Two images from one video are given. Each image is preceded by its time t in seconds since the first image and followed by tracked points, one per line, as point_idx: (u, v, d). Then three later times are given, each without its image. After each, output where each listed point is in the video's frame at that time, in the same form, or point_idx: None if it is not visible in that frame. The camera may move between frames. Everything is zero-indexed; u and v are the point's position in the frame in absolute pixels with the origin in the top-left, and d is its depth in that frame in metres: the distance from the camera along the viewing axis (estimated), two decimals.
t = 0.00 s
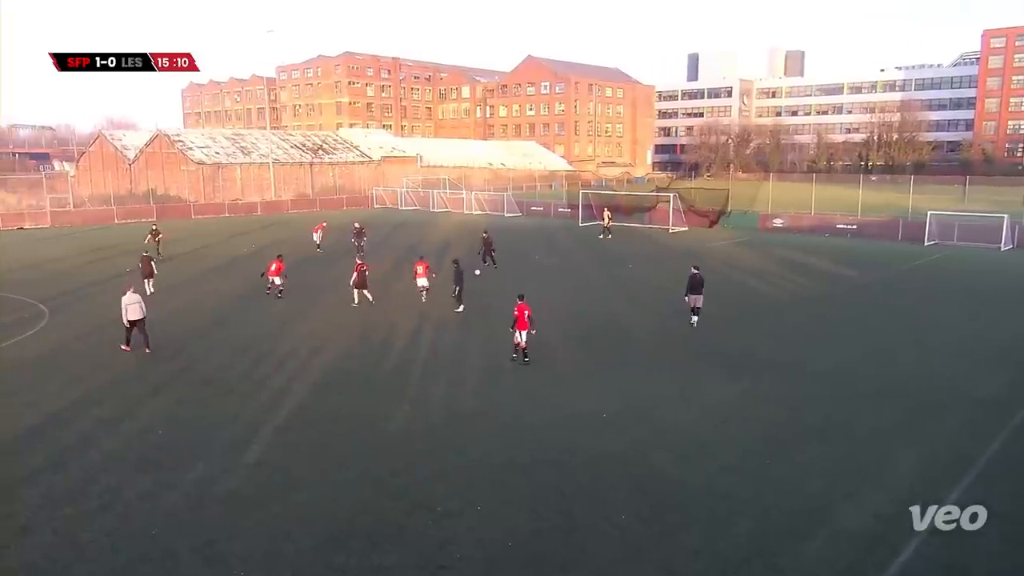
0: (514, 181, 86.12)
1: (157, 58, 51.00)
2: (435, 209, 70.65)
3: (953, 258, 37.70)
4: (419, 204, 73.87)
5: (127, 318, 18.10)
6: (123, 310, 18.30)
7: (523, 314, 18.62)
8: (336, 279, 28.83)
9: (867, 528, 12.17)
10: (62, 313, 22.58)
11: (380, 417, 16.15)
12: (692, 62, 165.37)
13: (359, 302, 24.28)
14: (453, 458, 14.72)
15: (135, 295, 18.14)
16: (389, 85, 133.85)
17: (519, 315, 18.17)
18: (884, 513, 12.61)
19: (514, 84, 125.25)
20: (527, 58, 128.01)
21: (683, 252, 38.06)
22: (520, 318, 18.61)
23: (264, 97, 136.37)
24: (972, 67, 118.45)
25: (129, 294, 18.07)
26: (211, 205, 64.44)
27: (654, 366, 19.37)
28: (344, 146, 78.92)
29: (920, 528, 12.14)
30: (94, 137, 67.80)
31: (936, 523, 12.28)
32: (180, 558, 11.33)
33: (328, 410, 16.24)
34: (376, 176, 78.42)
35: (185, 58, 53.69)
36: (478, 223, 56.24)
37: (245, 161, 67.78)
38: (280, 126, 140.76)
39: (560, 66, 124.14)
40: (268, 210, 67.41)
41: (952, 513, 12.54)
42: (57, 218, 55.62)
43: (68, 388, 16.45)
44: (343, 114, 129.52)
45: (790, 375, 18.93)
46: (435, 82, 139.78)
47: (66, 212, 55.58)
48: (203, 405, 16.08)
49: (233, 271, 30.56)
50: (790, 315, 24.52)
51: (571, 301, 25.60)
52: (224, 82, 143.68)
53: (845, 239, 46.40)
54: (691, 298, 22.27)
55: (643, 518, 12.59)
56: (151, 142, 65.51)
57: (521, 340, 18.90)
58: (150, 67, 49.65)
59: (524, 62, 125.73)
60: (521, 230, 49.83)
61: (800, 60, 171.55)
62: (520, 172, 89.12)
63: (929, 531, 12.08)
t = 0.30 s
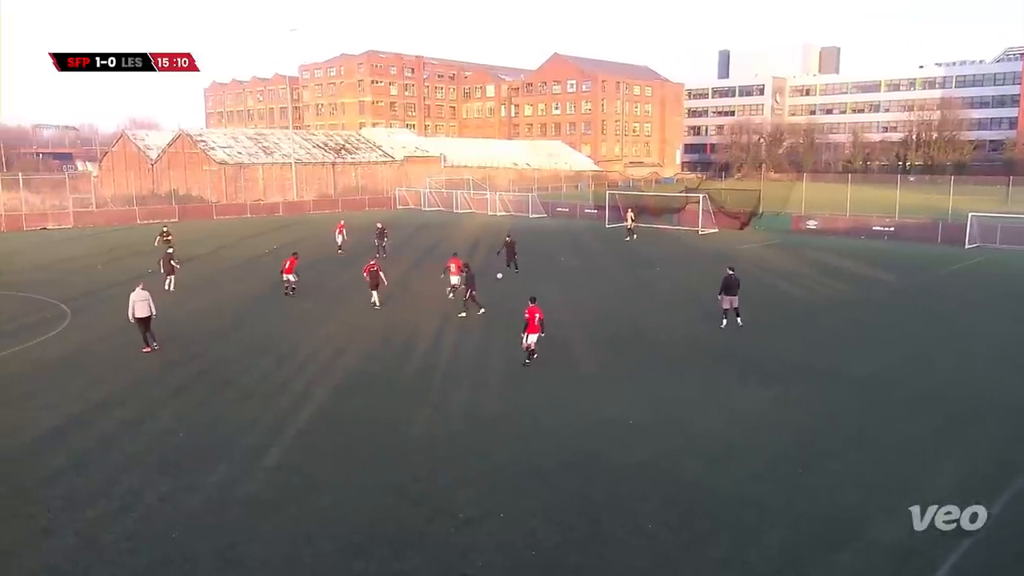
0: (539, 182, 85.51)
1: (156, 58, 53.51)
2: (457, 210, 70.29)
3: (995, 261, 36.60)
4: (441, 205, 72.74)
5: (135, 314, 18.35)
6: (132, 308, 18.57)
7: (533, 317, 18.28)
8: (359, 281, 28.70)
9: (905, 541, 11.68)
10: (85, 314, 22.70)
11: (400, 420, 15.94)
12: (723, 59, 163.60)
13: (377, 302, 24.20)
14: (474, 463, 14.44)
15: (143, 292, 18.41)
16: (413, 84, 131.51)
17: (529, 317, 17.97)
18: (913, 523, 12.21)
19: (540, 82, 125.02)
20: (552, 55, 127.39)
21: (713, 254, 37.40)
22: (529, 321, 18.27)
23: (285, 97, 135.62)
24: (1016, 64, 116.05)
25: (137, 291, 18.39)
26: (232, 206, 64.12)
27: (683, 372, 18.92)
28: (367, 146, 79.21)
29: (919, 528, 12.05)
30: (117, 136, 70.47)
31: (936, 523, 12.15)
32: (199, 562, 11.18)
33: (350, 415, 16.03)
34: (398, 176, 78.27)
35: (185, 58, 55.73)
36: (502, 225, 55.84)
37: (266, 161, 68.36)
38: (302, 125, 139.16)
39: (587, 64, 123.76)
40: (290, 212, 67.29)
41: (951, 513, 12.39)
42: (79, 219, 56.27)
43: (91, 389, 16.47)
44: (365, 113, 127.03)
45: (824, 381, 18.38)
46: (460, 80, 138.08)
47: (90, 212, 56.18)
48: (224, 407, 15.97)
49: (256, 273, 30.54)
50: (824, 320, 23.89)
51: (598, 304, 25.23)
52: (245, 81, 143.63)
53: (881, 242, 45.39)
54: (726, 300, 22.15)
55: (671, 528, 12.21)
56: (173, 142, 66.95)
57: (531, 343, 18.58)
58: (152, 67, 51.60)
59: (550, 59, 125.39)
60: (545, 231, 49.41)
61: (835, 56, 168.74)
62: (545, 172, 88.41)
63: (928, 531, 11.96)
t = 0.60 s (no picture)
0: (568, 182, 84.97)
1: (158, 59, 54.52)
2: (485, 211, 70.02)
3: None
4: (469, 206, 72.81)
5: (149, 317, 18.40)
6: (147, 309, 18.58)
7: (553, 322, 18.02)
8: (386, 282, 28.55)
9: (948, 559, 11.13)
10: (112, 315, 22.84)
11: (425, 424, 15.73)
12: (760, 56, 161.37)
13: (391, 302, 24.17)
14: (500, 470, 14.14)
15: (157, 295, 18.34)
16: (442, 83, 131.84)
17: (548, 321, 17.74)
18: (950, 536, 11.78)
19: (570, 80, 124.44)
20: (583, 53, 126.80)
21: (747, 257, 36.69)
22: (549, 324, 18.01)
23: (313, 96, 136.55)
24: None
25: (151, 294, 18.36)
26: (259, 206, 65.13)
27: (716, 378, 18.40)
28: (394, 146, 79.35)
29: (920, 528, 11.97)
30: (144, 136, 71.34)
31: (936, 523, 12.09)
32: (221, 566, 11.01)
33: (376, 419, 15.80)
34: (425, 176, 78.31)
35: (186, 59, 56.38)
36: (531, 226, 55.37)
37: (293, 161, 68.62)
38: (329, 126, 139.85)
39: (618, 62, 122.92)
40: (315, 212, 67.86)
41: (952, 513, 12.33)
42: (107, 220, 57.12)
43: (117, 389, 16.49)
44: (393, 112, 127.75)
45: (863, 390, 17.78)
46: (489, 79, 138.28)
47: (117, 213, 57.20)
48: (249, 409, 15.87)
49: (282, 274, 30.51)
50: (864, 326, 23.22)
51: (630, 308, 24.79)
52: (273, 81, 144.42)
53: (925, 245, 44.23)
54: (769, 304, 21.85)
55: (702, 540, 11.78)
56: (200, 142, 66.98)
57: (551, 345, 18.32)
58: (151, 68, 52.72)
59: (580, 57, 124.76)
60: (574, 233, 48.96)
61: (877, 52, 165.57)
62: (575, 172, 87.68)
63: (928, 531, 11.91)
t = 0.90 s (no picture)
0: (601, 183, 84.26)
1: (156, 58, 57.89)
2: (517, 212, 69.60)
3: None
4: (499, 207, 72.46)
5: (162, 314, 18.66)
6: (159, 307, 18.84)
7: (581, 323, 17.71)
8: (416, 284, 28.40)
9: None
10: (141, 315, 22.96)
11: (453, 427, 15.51)
12: (800, 53, 158.92)
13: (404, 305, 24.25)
14: (529, 476, 13.83)
15: (169, 292, 18.71)
16: (472, 82, 131.24)
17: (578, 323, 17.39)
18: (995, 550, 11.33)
19: (603, 79, 123.82)
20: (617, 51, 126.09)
21: (786, 261, 35.91)
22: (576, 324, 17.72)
23: (343, 95, 136.99)
24: None
25: (165, 291, 18.73)
26: (287, 207, 65.01)
27: (754, 386, 17.87)
28: (423, 146, 79.48)
29: (919, 528, 11.99)
30: (174, 137, 72.55)
31: (936, 523, 12.09)
32: (248, 570, 10.85)
33: (405, 425, 15.50)
34: (455, 176, 78.38)
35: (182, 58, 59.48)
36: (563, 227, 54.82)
37: (322, 161, 68.97)
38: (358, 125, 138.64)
39: (654, 60, 121.98)
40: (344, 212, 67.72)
41: (951, 513, 12.30)
42: (136, 220, 57.34)
43: (145, 390, 16.49)
44: (422, 111, 126.21)
45: (907, 400, 17.12)
46: (520, 77, 137.95)
47: (146, 213, 57.22)
48: (275, 411, 15.74)
49: (312, 275, 30.51)
50: (908, 332, 22.47)
51: (664, 312, 24.32)
52: (303, 79, 145.34)
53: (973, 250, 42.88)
54: (810, 307, 21.36)
55: (738, 552, 11.34)
56: (229, 142, 68.02)
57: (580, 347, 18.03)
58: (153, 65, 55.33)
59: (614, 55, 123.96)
60: (606, 235, 48.49)
61: (923, 48, 162.30)
62: (608, 173, 87.04)
63: (928, 531, 11.90)
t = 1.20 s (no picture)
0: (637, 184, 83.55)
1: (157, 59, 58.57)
2: (551, 214, 69.32)
3: None
4: (533, 208, 72.09)
5: (179, 316, 18.55)
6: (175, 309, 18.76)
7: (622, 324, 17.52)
8: (448, 286, 28.28)
9: None
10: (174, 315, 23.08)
11: (487, 431, 15.24)
12: (845, 50, 156.25)
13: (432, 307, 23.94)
14: (562, 482, 13.53)
15: (185, 294, 18.57)
16: (506, 80, 130.75)
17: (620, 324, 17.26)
18: (998, 551, 11.23)
19: (640, 77, 122.95)
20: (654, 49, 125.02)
21: (828, 264, 35.13)
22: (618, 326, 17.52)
23: (375, 94, 137.50)
24: None
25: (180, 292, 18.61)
26: (319, 207, 64.67)
27: (795, 393, 17.36)
28: (456, 146, 79.51)
29: (920, 528, 11.89)
30: (206, 137, 73.36)
31: (936, 523, 12.00)
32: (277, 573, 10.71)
33: (437, 429, 15.25)
34: (489, 177, 78.30)
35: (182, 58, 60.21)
36: (598, 229, 54.29)
37: (354, 161, 69.05)
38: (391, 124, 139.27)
39: (693, 58, 120.71)
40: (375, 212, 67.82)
41: (951, 513, 12.23)
42: (169, 219, 57.47)
43: (177, 391, 16.48)
44: (456, 110, 126.51)
45: (956, 409, 16.48)
46: (555, 76, 137.60)
47: (178, 213, 57.43)
48: (306, 413, 15.61)
49: (344, 276, 30.52)
50: (956, 339, 21.75)
51: (702, 315, 23.86)
52: (335, 79, 146.29)
53: None
54: (855, 310, 20.99)
55: (778, 565, 10.91)
56: (262, 142, 68.47)
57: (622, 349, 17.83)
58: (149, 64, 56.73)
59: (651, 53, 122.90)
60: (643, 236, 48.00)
61: (974, 44, 158.67)
62: (644, 173, 86.49)
63: (928, 531, 11.82)
